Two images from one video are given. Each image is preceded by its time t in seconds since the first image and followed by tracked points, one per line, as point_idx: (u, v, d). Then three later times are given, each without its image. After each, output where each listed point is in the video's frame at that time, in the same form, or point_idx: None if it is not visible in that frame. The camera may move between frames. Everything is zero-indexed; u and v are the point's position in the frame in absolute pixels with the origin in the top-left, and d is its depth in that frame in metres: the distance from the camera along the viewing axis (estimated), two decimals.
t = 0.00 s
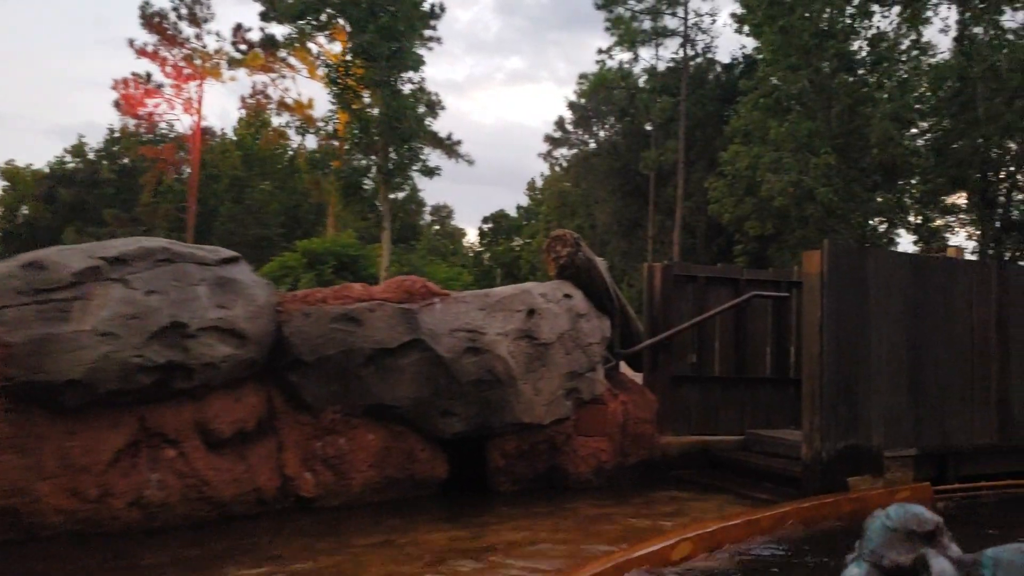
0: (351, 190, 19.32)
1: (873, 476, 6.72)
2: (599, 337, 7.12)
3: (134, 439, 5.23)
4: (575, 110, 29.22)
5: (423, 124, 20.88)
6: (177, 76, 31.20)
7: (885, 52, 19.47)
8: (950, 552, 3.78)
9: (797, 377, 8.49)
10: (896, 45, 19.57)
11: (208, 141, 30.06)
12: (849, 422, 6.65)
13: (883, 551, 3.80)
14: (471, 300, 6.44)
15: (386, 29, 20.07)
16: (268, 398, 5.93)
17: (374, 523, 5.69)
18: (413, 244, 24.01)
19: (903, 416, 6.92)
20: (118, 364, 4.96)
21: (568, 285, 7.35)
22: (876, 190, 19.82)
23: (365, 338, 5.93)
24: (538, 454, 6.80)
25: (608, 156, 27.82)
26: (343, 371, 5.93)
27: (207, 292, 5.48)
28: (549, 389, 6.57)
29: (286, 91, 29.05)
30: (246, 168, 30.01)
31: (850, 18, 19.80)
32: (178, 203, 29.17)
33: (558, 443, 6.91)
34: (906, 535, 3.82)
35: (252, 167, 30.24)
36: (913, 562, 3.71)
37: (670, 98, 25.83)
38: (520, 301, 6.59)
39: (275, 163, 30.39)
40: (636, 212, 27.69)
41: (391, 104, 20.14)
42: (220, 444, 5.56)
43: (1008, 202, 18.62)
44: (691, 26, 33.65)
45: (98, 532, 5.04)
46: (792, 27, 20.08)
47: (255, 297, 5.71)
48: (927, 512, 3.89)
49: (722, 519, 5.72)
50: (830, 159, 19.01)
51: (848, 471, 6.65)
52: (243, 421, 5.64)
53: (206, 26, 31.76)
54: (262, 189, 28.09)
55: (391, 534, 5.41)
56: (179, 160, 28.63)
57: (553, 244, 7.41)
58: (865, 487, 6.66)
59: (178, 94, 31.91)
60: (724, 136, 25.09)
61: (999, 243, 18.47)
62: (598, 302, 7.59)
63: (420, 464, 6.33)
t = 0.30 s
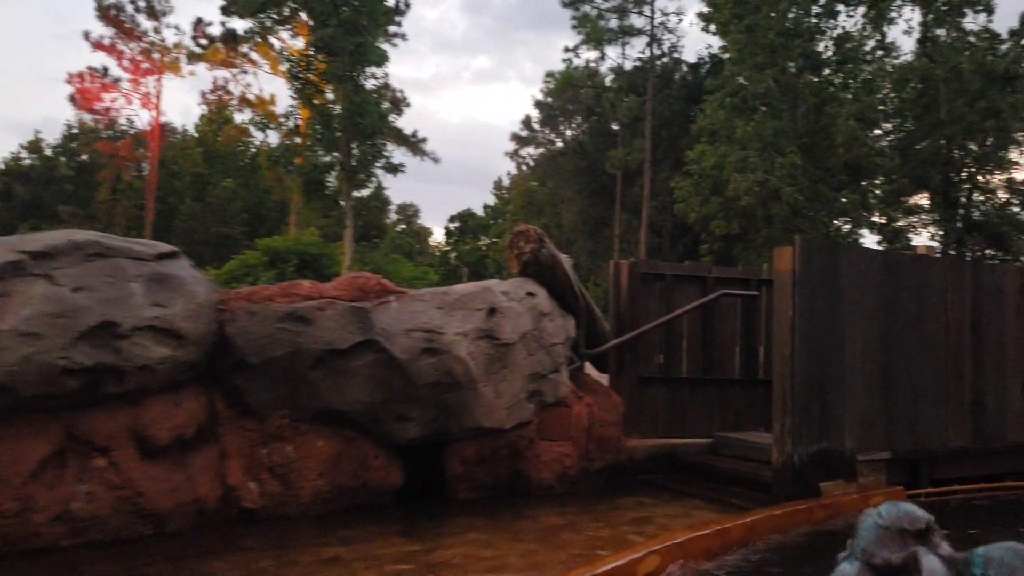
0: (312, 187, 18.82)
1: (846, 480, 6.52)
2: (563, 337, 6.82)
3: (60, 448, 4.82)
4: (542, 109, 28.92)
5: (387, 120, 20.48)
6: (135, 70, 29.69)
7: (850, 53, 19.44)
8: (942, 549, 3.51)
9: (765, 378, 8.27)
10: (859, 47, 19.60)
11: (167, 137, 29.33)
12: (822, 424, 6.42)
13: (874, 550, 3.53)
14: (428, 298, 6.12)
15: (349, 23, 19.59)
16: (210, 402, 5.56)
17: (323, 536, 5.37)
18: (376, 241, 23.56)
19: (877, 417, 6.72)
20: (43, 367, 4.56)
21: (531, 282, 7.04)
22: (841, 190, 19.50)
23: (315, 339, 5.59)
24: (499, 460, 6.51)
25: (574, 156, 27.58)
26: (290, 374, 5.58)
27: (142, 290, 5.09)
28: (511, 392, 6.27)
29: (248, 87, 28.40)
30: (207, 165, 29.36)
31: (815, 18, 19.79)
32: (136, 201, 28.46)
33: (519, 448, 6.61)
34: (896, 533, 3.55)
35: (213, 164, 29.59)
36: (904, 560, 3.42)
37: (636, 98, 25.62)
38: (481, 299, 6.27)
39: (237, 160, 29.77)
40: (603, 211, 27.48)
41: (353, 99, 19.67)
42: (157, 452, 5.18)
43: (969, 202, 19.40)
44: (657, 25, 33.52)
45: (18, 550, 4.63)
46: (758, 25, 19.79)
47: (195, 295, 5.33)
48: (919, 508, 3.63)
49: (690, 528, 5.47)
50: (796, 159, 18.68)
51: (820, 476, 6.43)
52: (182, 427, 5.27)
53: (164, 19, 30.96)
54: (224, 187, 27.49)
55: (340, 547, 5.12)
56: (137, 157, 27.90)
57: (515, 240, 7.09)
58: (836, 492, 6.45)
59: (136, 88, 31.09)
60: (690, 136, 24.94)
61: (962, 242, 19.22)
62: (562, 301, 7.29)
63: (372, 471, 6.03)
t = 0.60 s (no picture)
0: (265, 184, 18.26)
1: (812, 484, 6.29)
2: (520, 337, 6.53)
3: None
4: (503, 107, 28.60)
5: (343, 116, 20.04)
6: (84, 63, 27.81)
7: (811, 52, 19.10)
8: (928, 546, 4.05)
9: (728, 379, 8.05)
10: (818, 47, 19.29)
11: (119, 133, 28.54)
12: (788, 426, 6.19)
13: (862, 546, 4.03)
14: (376, 296, 5.78)
15: (305, 16, 19.00)
16: (139, 409, 5.16)
17: (261, 551, 5.01)
18: (333, 239, 23.05)
19: (844, 419, 6.51)
20: None
21: (487, 280, 6.73)
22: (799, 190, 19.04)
23: (253, 339, 5.22)
24: (452, 466, 6.18)
25: (535, 154, 27.32)
26: (227, 377, 5.20)
27: (62, 287, 4.69)
28: (465, 396, 5.96)
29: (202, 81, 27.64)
30: (161, 161, 28.63)
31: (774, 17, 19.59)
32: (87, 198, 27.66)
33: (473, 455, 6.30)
34: (885, 530, 4.07)
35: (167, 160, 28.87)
36: (890, 557, 3.97)
37: (597, 96, 25.40)
38: (434, 297, 5.95)
39: (192, 156, 29.09)
40: (564, 210, 27.25)
41: (309, 94, 19.09)
42: (79, 463, 4.77)
43: (925, 202, 19.07)
44: (618, 24, 33.38)
45: None
46: (719, 23, 19.63)
47: (121, 292, 4.94)
48: (907, 509, 4.14)
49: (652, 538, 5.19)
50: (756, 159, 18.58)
51: (786, 480, 6.20)
52: (106, 436, 4.86)
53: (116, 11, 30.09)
54: (179, 184, 26.82)
55: (279, 564, 4.75)
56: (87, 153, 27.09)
57: (470, 236, 6.76)
58: (803, 497, 6.22)
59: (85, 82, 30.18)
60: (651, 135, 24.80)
61: (917, 241, 18.77)
62: (519, 299, 6.99)
63: (316, 481, 5.67)
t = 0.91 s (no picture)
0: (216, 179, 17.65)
1: (775, 488, 6.07)
2: (472, 337, 6.20)
3: None
4: (459, 105, 28.17)
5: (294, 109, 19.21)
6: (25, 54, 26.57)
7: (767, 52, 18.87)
8: (912, 543, 4.07)
9: (687, 378, 7.81)
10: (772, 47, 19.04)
11: (64, 126, 27.61)
12: (751, 428, 5.96)
13: (848, 542, 4.04)
14: (318, 293, 5.41)
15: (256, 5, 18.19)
16: (54, 414, 4.72)
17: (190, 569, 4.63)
18: (284, 235, 22.37)
19: (808, 420, 6.29)
20: None
21: (437, 275, 6.39)
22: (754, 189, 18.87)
23: (181, 338, 4.83)
24: (399, 473, 5.84)
25: (492, 151, 26.97)
26: (153, 380, 4.81)
27: None
28: (413, 398, 5.62)
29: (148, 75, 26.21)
30: (107, 156, 27.79)
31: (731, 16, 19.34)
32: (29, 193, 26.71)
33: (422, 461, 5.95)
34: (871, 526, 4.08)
35: (114, 155, 28.02)
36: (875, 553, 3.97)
37: (554, 94, 25.09)
38: (380, 294, 5.60)
39: (141, 151, 28.26)
40: (521, 208, 26.93)
41: (259, 86, 18.28)
42: None
43: (877, 201, 18.91)
44: (575, 22, 33.09)
45: None
46: (675, 21, 19.38)
47: (31, 288, 4.51)
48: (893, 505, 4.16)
49: (611, 548, 4.91)
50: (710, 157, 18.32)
51: (749, 485, 5.96)
52: (19, 444, 4.44)
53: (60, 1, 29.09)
54: (126, 179, 26.00)
55: None
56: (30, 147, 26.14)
57: (418, 229, 6.40)
58: (767, 502, 5.99)
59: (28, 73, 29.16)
60: (608, 133, 24.57)
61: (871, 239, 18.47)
62: (471, 296, 6.65)
63: (252, 490, 5.30)
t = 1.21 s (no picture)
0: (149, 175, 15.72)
1: (726, 493, 5.84)
2: (413, 334, 5.85)
3: None
4: (408, 98, 27.45)
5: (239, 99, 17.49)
6: None
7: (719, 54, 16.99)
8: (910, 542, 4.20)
9: (636, 378, 7.58)
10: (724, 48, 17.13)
11: None
12: (703, 430, 5.71)
13: (846, 541, 4.13)
14: (243, 286, 5.02)
15: None
16: None
17: None
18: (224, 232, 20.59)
19: (762, 422, 6.08)
20: None
21: (376, 268, 6.04)
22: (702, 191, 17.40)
23: (91, 333, 4.41)
24: (332, 478, 5.47)
25: (441, 147, 26.51)
26: (58, 379, 4.37)
27: None
28: (347, 399, 5.26)
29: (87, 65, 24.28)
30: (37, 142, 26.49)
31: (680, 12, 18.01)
32: None
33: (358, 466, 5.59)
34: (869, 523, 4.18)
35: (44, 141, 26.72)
36: (875, 552, 4.09)
37: (504, 90, 24.66)
38: (313, 287, 5.24)
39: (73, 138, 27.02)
40: (470, 205, 26.48)
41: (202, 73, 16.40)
42: None
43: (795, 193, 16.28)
44: (527, 18, 32.67)
45: None
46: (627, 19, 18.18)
47: None
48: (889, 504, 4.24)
49: (555, 560, 4.62)
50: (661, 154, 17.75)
51: (699, 489, 5.73)
52: None
53: None
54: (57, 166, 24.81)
55: None
56: None
57: (355, 219, 6.04)
58: (719, 507, 5.76)
59: None
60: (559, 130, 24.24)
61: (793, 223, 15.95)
62: (413, 291, 6.30)
63: (171, 497, 4.91)
